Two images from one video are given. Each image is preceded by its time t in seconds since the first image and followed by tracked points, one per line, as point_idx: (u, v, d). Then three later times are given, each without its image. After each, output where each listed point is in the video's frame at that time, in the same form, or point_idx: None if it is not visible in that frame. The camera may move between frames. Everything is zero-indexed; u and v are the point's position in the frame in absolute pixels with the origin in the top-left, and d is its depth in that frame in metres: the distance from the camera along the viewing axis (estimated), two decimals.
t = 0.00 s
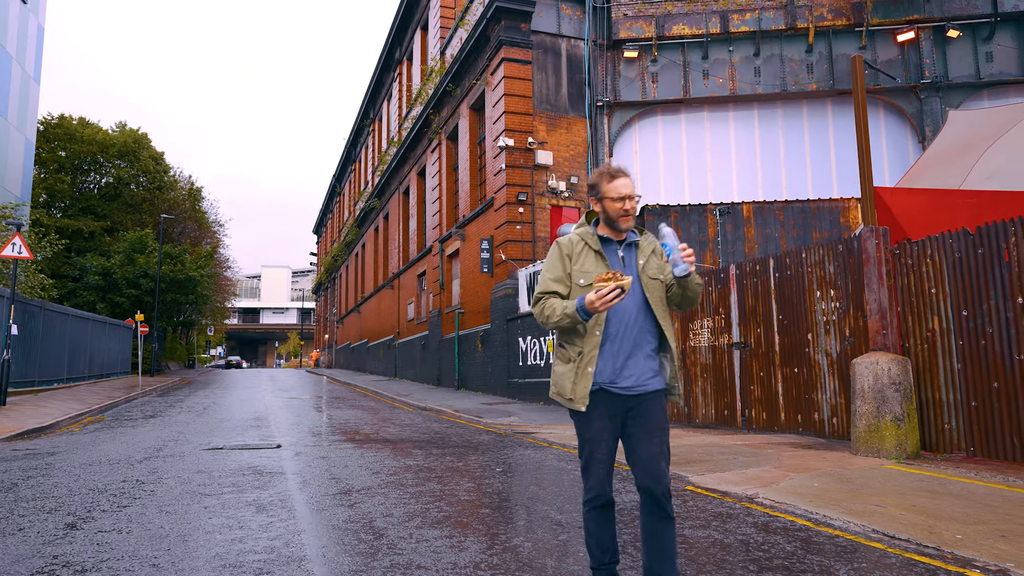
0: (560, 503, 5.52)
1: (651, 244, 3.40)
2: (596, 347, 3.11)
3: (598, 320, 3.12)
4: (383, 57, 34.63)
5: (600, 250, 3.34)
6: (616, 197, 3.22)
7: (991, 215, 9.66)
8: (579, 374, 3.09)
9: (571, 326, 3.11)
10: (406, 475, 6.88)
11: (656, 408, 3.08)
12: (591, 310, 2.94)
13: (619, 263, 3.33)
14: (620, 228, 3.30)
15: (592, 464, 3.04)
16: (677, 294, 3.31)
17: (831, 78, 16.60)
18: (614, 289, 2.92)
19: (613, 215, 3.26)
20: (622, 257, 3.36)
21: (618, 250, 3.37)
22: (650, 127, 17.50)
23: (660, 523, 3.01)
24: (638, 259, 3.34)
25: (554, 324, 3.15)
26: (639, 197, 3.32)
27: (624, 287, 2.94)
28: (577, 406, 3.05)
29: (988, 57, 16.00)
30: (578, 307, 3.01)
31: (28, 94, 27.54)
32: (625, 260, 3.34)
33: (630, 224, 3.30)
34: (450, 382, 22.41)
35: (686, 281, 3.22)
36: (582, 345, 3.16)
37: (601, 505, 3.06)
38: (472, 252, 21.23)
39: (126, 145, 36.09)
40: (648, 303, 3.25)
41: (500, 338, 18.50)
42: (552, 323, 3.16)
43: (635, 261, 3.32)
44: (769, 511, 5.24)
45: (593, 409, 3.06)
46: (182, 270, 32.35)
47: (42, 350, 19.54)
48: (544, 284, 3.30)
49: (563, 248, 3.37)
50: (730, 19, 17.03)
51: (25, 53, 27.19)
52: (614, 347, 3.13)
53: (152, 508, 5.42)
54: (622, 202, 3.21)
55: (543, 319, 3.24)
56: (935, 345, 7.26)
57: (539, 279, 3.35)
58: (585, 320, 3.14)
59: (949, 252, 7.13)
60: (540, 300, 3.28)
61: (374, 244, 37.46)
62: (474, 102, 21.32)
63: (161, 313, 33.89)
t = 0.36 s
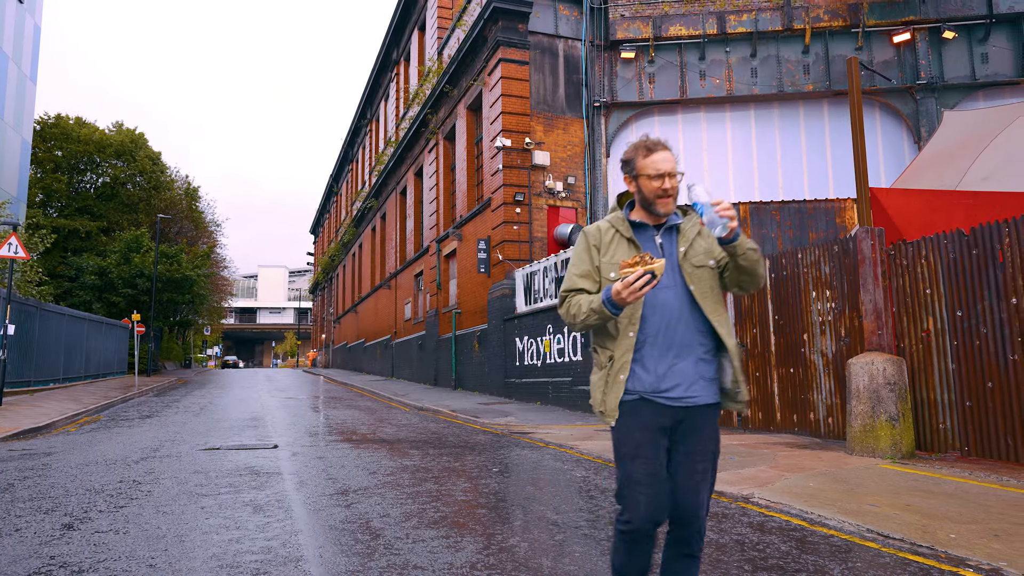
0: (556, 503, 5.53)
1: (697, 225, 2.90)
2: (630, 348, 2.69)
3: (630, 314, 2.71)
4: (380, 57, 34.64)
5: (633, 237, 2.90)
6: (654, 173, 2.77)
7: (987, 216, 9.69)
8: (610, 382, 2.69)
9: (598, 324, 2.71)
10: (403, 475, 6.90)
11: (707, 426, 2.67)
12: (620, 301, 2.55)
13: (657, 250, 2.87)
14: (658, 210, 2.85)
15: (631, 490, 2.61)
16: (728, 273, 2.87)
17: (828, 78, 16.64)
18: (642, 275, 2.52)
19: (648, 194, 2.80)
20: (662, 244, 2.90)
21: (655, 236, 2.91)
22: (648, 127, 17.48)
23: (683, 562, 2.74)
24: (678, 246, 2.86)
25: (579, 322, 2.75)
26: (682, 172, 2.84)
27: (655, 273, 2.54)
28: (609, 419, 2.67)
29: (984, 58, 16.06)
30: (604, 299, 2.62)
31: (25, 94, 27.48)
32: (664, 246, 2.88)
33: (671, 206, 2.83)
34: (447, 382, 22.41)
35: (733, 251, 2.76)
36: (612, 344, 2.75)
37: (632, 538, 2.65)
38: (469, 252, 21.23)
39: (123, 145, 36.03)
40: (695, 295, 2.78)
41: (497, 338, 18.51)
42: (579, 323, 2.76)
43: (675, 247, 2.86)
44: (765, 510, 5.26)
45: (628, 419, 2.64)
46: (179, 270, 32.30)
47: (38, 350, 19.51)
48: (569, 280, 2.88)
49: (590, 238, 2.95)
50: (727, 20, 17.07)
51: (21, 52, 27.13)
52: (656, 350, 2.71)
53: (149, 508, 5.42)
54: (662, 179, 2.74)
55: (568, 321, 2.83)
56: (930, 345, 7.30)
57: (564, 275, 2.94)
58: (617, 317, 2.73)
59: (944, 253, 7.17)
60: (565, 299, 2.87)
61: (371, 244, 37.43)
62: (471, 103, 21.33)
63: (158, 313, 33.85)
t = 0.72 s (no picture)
0: (552, 503, 5.55)
1: (746, 198, 2.44)
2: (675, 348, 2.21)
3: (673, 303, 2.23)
4: (376, 57, 34.62)
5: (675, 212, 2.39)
6: (701, 129, 2.27)
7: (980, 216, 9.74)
8: (648, 392, 2.21)
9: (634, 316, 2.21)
10: (399, 475, 6.92)
11: (765, 451, 2.25)
12: (662, 281, 2.07)
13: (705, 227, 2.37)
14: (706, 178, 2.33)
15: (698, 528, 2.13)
16: (793, 245, 2.42)
17: (823, 79, 16.72)
18: (688, 246, 2.03)
19: (694, 156, 2.29)
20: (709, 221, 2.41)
21: (701, 211, 2.40)
22: (643, 129, 17.47)
23: None
24: (729, 223, 2.38)
25: (610, 315, 2.25)
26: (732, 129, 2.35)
27: (705, 244, 2.03)
28: (645, 437, 2.21)
29: (977, 60, 16.14)
30: (641, 281, 2.13)
31: (21, 93, 27.39)
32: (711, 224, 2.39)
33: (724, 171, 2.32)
34: (442, 382, 22.41)
35: (792, 209, 2.31)
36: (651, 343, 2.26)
37: None
38: (464, 252, 21.24)
39: (118, 144, 35.93)
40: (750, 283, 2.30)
41: (492, 338, 18.52)
42: (610, 316, 2.25)
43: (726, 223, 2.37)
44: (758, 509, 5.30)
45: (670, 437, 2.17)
46: (174, 270, 32.21)
47: (32, 350, 19.45)
48: (596, 266, 2.37)
49: (621, 216, 2.42)
50: (723, 22, 17.14)
51: (17, 52, 27.06)
52: (709, 351, 2.22)
53: (144, 509, 5.42)
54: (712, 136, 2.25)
55: (596, 314, 2.33)
56: (924, 345, 7.34)
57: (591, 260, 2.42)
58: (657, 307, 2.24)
59: (937, 253, 7.22)
60: (593, 288, 2.36)
61: (367, 244, 37.40)
62: (468, 103, 21.36)
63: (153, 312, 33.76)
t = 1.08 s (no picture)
0: (546, 503, 5.57)
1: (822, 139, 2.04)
2: (757, 328, 1.76)
3: (753, 268, 1.78)
4: (371, 57, 34.57)
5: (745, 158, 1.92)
6: (776, 50, 1.89)
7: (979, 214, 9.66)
8: (731, 389, 1.74)
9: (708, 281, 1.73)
10: (394, 476, 6.92)
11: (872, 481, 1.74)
12: (760, 221, 1.61)
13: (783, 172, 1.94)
14: (787, 110, 1.91)
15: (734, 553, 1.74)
16: (890, 186, 1.99)
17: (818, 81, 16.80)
18: (791, 172, 1.59)
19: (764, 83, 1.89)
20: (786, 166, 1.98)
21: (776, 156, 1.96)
22: (637, 129, 17.53)
23: None
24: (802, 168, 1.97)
25: (675, 281, 1.75)
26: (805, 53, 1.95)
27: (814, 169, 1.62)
28: (726, 450, 1.72)
29: (970, 61, 16.24)
30: (722, 226, 1.66)
31: (13, 92, 27.20)
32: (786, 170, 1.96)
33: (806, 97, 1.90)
34: (437, 382, 22.42)
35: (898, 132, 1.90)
36: (726, 322, 1.78)
37: None
38: (460, 252, 21.25)
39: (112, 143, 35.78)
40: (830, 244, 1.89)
41: (487, 338, 18.52)
42: (674, 282, 1.75)
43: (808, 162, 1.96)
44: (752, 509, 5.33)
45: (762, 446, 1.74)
46: (168, 270, 32.10)
47: (25, 350, 19.35)
48: (648, 225, 1.86)
49: (679, 165, 1.93)
50: (717, 22, 17.16)
51: (9, 51, 26.85)
52: (789, 335, 1.81)
53: (138, 510, 5.41)
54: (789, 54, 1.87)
55: (650, 285, 1.82)
56: (915, 346, 7.38)
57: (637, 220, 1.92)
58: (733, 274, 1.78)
59: (929, 255, 7.26)
60: (643, 252, 1.85)
61: (362, 243, 37.36)
62: (463, 103, 21.35)
63: (147, 312, 33.63)
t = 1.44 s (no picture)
0: (540, 504, 5.59)
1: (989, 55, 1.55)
2: (923, 307, 1.31)
3: (907, 230, 1.33)
4: (366, 57, 34.54)
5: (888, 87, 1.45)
6: None
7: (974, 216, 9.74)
8: (888, 396, 1.32)
9: (847, 247, 1.32)
10: (388, 476, 6.93)
11: None
12: (923, 155, 1.22)
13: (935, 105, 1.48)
14: (939, 22, 1.44)
15: None
16: None
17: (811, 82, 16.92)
18: (949, 95, 1.20)
19: None
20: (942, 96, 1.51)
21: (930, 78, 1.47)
22: (632, 130, 17.59)
23: None
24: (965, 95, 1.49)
25: (804, 256, 1.36)
26: None
27: (998, 80, 1.24)
28: (897, 478, 1.30)
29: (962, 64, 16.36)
30: (868, 170, 1.27)
31: (4, 91, 27.02)
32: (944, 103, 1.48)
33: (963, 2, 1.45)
34: (431, 382, 22.39)
35: None
36: (874, 304, 1.35)
37: None
38: (454, 252, 21.26)
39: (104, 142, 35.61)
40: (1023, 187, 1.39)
41: (481, 338, 18.54)
42: (804, 253, 1.36)
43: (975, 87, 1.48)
44: (744, 509, 5.36)
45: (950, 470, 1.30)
46: (161, 270, 31.98)
47: (17, 350, 19.24)
48: (755, 188, 1.47)
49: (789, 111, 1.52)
50: (711, 23, 17.22)
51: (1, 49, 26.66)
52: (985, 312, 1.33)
53: (131, 511, 5.39)
54: None
55: (765, 264, 1.43)
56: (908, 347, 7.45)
57: (738, 187, 1.53)
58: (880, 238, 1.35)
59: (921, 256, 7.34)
60: (751, 225, 1.46)
61: (356, 243, 37.33)
62: (457, 103, 21.37)
63: (140, 312, 33.50)
